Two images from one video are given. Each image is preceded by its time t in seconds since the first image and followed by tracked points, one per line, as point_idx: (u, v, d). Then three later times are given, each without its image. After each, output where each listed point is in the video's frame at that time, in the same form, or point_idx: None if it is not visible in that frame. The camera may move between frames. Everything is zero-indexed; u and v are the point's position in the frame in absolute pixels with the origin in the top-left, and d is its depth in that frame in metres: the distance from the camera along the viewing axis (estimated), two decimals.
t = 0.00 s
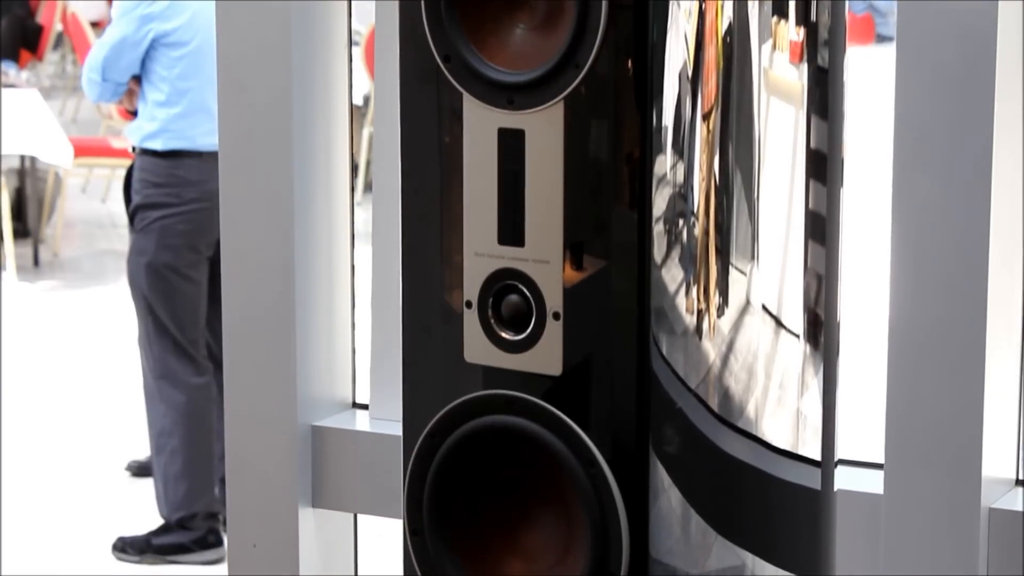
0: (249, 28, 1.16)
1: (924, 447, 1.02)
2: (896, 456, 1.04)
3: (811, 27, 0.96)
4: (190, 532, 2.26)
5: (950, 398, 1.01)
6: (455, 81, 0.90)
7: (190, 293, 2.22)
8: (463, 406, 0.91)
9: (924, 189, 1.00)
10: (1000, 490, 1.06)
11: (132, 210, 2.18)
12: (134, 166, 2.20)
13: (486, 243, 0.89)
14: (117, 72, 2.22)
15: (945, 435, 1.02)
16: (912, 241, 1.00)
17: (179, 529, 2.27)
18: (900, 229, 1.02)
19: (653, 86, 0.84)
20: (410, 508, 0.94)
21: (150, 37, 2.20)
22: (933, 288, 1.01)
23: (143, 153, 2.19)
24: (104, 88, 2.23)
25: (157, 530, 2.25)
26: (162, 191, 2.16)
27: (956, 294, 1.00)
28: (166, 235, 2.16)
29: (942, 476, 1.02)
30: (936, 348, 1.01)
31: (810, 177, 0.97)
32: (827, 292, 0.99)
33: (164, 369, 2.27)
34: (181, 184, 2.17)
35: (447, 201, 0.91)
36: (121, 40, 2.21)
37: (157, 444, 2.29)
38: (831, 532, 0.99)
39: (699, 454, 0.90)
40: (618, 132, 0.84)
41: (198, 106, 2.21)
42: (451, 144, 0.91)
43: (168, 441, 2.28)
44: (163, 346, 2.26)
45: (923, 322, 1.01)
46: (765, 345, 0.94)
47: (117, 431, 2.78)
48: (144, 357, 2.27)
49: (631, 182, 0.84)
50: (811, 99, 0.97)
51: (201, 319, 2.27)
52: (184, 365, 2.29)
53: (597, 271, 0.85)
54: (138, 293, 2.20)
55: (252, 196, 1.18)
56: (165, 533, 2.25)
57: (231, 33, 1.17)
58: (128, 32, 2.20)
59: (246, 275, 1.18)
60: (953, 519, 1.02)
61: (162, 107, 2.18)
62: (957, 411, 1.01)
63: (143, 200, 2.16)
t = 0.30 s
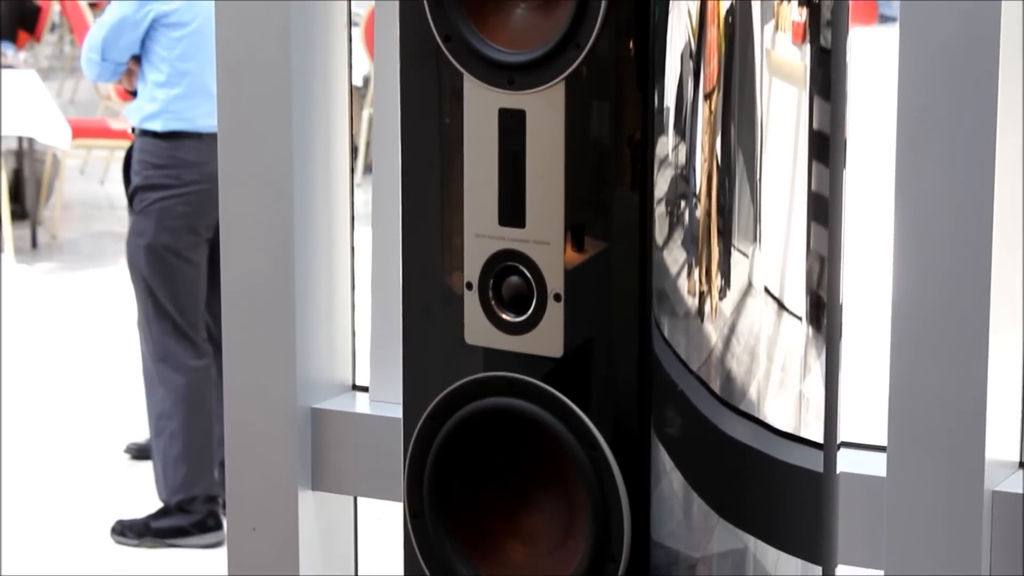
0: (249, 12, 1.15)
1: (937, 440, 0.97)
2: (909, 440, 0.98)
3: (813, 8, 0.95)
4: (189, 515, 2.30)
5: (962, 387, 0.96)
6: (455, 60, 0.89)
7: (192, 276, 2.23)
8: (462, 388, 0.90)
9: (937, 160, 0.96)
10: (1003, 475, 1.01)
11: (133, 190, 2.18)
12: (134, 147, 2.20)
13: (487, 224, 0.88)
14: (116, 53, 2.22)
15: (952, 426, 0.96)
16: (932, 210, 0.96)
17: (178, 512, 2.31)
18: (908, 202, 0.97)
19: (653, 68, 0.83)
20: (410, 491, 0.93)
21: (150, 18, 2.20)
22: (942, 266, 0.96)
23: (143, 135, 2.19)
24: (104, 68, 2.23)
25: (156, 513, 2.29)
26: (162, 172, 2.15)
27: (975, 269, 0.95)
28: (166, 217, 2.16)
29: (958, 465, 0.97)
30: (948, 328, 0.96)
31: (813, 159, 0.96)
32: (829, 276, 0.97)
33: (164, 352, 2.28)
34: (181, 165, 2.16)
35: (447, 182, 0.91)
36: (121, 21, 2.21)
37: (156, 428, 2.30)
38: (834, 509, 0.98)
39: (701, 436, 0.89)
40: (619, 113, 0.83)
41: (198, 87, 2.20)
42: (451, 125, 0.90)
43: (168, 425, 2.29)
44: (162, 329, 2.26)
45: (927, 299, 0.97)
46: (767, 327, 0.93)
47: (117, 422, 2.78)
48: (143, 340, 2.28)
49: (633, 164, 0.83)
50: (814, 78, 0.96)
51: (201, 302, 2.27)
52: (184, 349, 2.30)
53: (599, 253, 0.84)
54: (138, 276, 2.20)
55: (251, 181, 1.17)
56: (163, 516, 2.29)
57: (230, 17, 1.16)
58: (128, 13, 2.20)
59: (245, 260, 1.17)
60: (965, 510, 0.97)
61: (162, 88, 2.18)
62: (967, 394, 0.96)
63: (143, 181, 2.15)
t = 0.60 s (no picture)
0: None
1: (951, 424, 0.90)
2: (907, 427, 0.91)
3: None
4: (185, 501, 2.28)
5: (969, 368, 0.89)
6: (457, 39, 0.88)
7: (190, 258, 2.21)
8: (464, 370, 0.89)
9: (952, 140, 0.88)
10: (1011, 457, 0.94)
11: (132, 171, 2.16)
12: (133, 126, 2.18)
13: (489, 205, 0.87)
14: (114, 24, 2.20)
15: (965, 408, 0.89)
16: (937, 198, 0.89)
17: (176, 496, 2.29)
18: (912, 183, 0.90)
19: (658, 48, 0.82)
20: (411, 474, 0.92)
21: None
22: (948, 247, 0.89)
23: (142, 113, 2.16)
24: (100, 39, 2.21)
25: (153, 497, 2.27)
26: (162, 153, 2.14)
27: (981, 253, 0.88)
28: (164, 198, 2.14)
29: (963, 450, 0.89)
30: (955, 312, 0.89)
31: (819, 139, 0.94)
32: (837, 258, 0.95)
33: (163, 335, 2.27)
34: (181, 146, 2.15)
35: (447, 161, 0.89)
36: None
37: (156, 411, 2.29)
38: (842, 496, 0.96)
39: (706, 418, 0.88)
40: (623, 92, 0.82)
41: (197, 64, 2.19)
42: (451, 104, 0.89)
43: (167, 408, 2.28)
44: (161, 313, 2.24)
45: (938, 284, 0.90)
46: (773, 309, 0.92)
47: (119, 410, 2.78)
48: (142, 323, 2.27)
49: (637, 143, 0.82)
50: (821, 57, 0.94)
51: (201, 285, 2.26)
52: (183, 332, 2.29)
53: (602, 234, 0.83)
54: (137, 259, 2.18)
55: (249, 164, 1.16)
56: (162, 501, 2.27)
57: None
58: None
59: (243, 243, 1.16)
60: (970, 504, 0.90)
61: (161, 64, 2.16)
62: (970, 383, 0.89)
63: (142, 162, 2.14)
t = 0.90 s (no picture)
0: None
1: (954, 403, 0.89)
2: (911, 405, 0.90)
3: None
4: (183, 486, 2.28)
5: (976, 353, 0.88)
6: (456, 17, 0.87)
7: (188, 238, 2.20)
8: (464, 352, 0.88)
9: (960, 115, 0.88)
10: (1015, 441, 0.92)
11: (128, 152, 2.15)
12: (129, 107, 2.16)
13: (489, 185, 0.86)
14: (110, 4, 2.19)
15: (971, 386, 0.88)
16: (939, 172, 0.89)
17: (173, 480, 2.28)
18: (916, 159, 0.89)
19: (660, 27, 0.81)
20: (410, 456, 0.91)
21: None
22: (949, 223, 0.89)
23: (138, 93, 2.14)
24: (98, 18, 2.21)
25: (152, 481, 2.27)
26: (159, 134, 2.12)
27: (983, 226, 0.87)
28: (160, 178, 2.13)
29: (969, 436, 0.89)
30: (960, 288, 0.89)
31: (822, 119, 0.93)
32: (840, 239, 0.95)
33: (161, 317, 2.27)
34: (178, 127, 2.13)
35: (447, 141, 0.89)
36: None
37: (155, 393, 2.29)
38: (845, 479, 0.96)
39: (708, 401, 0.87)
40: (624, 72, 0.81)
41: (193, 44, 2.16)
42: (451, 85, 0.88)
43: (166, 391, 2.28)
44: (159, 295, 2.25)
45: (942, 264, 0.89)
46: (775, 291, 0.91)
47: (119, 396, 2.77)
48: (139, 304, 2.27)
49: (638, 123, 0.81)
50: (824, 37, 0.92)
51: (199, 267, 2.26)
52: (180, 314, 2.29)
53: (603, 215, 0.82)
54: (134, 240, 2.18)
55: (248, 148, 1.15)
56: (159, 484, 2.26)
57: None
58: None
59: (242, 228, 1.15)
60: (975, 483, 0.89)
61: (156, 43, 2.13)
62: (976, 361, 0.88)
63: (138, 143, 2.12)
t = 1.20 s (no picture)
0: None
1: (956, 383, 0.89)
2: (913, 387, 0.90)
3: None
4: (183, 467, 2.28)
5: (978, 334, 0.88)
6: None
7: (187, 220, 2.20)
8: (464, 332, 0.88)
9: (962, 93, 0.87)
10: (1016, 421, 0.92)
11: (127, 133, 2.13)
12: (128, 87, 2.14)
13: (490, 165, 0.86)
14: None
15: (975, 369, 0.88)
16: (942, 151, 0.88)
17: (173, 461, 2.29)
18: (919, 139, 0.89)
19: (661, 7, 0.81)
20: (410, 437, 0.90)
21: None
22: (951, 203, 0.88)
23: (138, 75, 2.12)
24: None
25: (152, 462, 2.28)
26: (158, 114, 2.10)
27: (986, 205, 0.87)
28: (160, 160, 2.12)
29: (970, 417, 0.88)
30: (962, 267, 0.88)
31: (824, 100, 0.92)
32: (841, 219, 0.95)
33: (161, 298, 2.26)
34: (177, 107, 2.11)
35: (447, 121, 0.88)
36: None
37: (155, 374, 2.29)
38: (845, 461, 0.95)
39: (709, 382, 0.87)
40: (625, 52, 0.81)
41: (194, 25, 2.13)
42: (451, 65, 0.88)
43: (166, 372, 2.28)
44: (159, 276, 2.24)
45: (942, 245, 0.89)
46: (776, 272, 0.90)
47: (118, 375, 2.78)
48: (139, 285, 2.26)
49: (639, 103, 0.81)
50: (826, 16, 0.92)
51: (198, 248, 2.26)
52: (179, 295, 2.28)
53: (603, 196, 0.82)
54: (133, 222, 2.18)
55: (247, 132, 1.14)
56: (159, 465, 2.27)
57: None
58: None
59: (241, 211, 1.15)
60: (976, 464, 0.88)
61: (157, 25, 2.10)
62: (977, 341, 0.88)
63: (137, 124, 2.11)
